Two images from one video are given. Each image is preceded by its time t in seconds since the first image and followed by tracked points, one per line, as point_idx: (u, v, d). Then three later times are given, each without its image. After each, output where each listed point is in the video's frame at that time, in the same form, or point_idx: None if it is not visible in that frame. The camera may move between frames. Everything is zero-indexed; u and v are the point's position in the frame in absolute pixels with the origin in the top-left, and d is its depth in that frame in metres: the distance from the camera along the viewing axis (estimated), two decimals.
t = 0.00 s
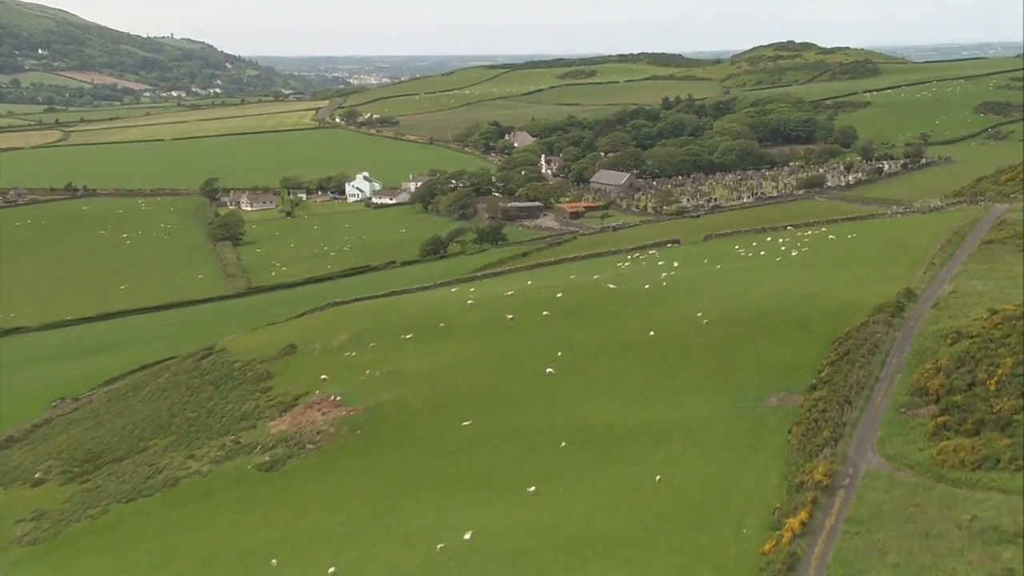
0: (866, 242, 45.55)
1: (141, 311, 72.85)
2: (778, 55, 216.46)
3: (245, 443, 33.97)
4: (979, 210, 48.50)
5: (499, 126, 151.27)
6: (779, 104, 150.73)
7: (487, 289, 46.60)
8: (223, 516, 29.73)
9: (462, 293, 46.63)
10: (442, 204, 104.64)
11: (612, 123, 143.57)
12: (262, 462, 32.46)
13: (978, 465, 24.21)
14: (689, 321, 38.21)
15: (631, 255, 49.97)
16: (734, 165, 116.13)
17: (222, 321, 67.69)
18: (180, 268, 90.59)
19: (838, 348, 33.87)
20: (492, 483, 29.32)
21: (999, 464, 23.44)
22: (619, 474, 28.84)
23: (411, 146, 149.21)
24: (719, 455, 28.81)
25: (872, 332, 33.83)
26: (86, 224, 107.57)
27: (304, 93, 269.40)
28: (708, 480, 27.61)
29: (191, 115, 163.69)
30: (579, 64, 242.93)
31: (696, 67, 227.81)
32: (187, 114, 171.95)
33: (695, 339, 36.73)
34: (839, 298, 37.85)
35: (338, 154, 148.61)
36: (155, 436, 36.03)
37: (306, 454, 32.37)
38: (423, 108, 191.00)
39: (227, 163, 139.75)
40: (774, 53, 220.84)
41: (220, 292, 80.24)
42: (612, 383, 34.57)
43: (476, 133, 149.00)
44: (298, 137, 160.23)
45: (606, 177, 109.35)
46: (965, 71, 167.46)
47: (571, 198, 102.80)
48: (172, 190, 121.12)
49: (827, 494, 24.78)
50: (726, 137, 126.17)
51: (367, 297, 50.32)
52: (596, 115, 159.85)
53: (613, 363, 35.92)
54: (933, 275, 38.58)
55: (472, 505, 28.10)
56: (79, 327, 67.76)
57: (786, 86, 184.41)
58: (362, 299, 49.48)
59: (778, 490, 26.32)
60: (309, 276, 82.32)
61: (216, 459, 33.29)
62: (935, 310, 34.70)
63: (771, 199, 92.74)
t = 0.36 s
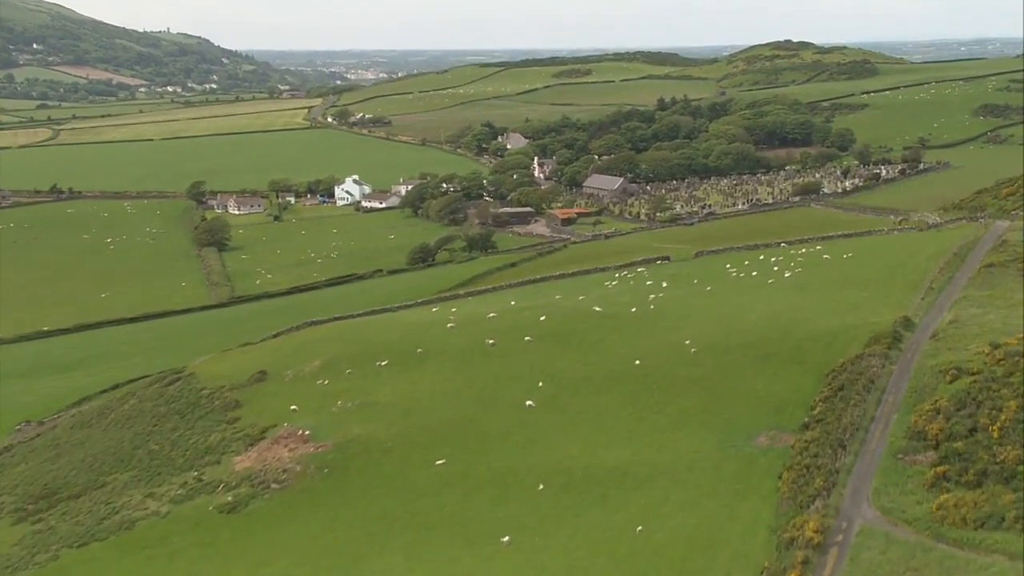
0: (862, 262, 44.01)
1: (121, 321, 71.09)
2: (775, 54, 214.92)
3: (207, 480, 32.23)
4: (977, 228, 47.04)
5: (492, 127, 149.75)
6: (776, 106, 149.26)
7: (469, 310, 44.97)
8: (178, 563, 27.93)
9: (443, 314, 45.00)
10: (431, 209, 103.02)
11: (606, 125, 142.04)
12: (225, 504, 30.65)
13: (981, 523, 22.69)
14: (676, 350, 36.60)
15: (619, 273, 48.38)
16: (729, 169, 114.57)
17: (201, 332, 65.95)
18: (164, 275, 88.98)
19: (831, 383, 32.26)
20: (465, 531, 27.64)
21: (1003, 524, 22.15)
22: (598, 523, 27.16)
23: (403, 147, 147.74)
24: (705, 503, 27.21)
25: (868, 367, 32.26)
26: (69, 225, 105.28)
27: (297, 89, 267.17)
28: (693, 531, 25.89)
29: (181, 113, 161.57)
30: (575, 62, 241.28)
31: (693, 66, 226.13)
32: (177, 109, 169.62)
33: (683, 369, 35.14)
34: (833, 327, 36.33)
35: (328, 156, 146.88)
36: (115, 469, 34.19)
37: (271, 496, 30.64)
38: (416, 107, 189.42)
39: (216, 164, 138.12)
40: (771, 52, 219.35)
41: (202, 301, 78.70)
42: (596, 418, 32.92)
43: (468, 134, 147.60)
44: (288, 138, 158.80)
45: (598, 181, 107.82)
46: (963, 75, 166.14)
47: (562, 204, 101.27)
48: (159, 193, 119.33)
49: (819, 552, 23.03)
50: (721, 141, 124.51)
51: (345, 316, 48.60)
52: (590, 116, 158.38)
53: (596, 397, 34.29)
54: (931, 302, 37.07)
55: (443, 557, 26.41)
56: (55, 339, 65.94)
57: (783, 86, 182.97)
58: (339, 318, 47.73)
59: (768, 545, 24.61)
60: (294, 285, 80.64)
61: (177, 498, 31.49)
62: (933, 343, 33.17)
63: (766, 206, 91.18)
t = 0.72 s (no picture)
0: (857, 283, 42.50)
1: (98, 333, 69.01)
2: (772, 53, 213.50)
3: (165, 522, 30.15)
4: (975, 248, 45.62)
5: (485, 128, 148.15)
6: (772, 107, 147.72)
7: (449, 333, 43.32)
8: None
9: (422, 337, 43.36)
10: (420, 214, 101.36)
11: (600, 126, 140.45)
12: (181, 548, 28.45)
13: None
14: (662, 382, 35.00)
15: (606, 294, 46.80)
16: (725, 173, 112.92)
17: (179, 344, 64.05)
18: (146, 283, 87.21)
19: (824, 421, 30.61)
20: None
21: None
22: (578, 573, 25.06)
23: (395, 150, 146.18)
24: (691, 554, 25.42)
25: (863, 404, 30.64)
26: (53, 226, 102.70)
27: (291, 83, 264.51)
28: None
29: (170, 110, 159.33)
30: (570, 61, 239.70)
31: (689, 65, 224.72)
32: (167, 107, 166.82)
33: (669, 404, 33.48)
34: (826, 359, 34.78)
35: (319, 158, 144.99)
36: (68, 508, 32.07)
37: (230, 542, 28.62)
38: (409, 107, 187.73)
39: (205, 166, 136.30)
40: (767, 51, 217.98)
41: (183, 310, 77.00)
42: (578, 459, 31.16)
43: (461, 136, 146.09)
44: (279, 140, 157.06)
45: (591, 186, 106.20)
46: (961, 77, 164.81)
47: (554, 210, 99.68)
48: (146, 194, 117.23)
49: None
50: (717, 145, 122.82)
51: (321, 337, 46.87)
52: (584, 117, 156.90)
53: (578, 433, 32.68)
54: (928, 332, 35.59)
55: None
56: (28, 350, 63.77)
57: (779, 87, 181.54)
58: (314, 340, 46.02)
59: None
60: (279, 295, 78.87)
61: (131, 540, 29.39)
62: (929, 382, 31.64)
63: (761, 214, 89.54)
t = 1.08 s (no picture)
0: (852, 307, 40.81)
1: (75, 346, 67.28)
2: (769, 52, 211.97)
3: (118, 570, 27.83)
4: (975, 269, 43.94)
5: (478, 129, 146.57)
6: (768, 108, 146.20)
7: (427, 358, 41.57)
8: None
9: (400, 361, 41.58)
10: (410, 219, 99.80)
11: (594, 128, 138.89)
12: None
13: None
14: (648, 417, 33.22)
15: (593, 315, 45.12)
16: (720, 177, 111.35)
17: (156, 356, 62.06)
18: (128, 290, 85.55)
19: (818, 464, 28.81)
20: None
21: None
22: None
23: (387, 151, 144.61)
24: None
25: (858, 445, 28.93)
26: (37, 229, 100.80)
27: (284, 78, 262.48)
28: None
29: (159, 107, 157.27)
30: (566, 59, 238.14)
31: (685, 64, 223.31)
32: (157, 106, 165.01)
33: (654, 441, 31.77)
34: (821, 394, 33.07)
35: (311, 159, 143.33)
36: (17, 553, 29.90)
37: None
38: (403, 106, 186.18)
39: (195, 167, 134.65)
40: (765, 49, 216.46)
41: (164, 319, 75.38)
42: (556, 501, 29.32)
43: (454, 137, 144.54)
44: (270, 140, 155.38)
45: (584, 191, 104.64)
46: (960, 78, 163.20)
47: (545, 217, 98.14)
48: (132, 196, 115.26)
49: None
50: (712, 148, 121.24)
51: (296, 360, 45.08)
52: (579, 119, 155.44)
53: (557, 473, 30.93)
54: (927, 364, 33.92)
55: None
56: (0, 364, 61.79)
57: (776, 87, 180.05)
58: (289, 363, 44.18)
59: None
60: (262, 305, 77.09)
61: None
62: (927, 421, 29.96)
63: (756, 221, 87.86)
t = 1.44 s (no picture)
0: (848, 333, 39.18)
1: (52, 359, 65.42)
2: (768, 51, 210.34)
3: None
4: (976, 291, 42.27)
5: (473, 130, 144.97)
6: (766, 109, 144.54)
7: (405, 385, 39.75)
8: None
9: (377, 388, 39.81)
10: (399, 225, 98.17)
11: (590, 130, 137.23)
12: None
13: None
14: (633, 456, 31.45)
15: (579, 339, 43.40)
16: (717, 181, 109.93)
17: (135, 369, 59.95)
18: (111, 297, 83.81)
19: (811, 512, 26.85)
20: None
21: None
22: None
23: (380, 153, 143.03)
24: None
25: (855, 494, 27.11)
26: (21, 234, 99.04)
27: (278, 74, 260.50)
28: None
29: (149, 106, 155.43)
30: (563, 57, 236.41)
31: (683, 63, 221.56)
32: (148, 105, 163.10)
33: (640, 484, 29.88)
34: (816, 431, 31.28)
35: (303, 160, 141.73)
36: None
37: None
38: (398, 106, 184.54)
39: (185, 169, 132.92)
40: (763, 48, 214.78)
41: (146, 330, 73.76)
42: (533, 548, 27.24)
43: (447, 139, 143.00)
44: (263, 140, 153.70)
45: (578, 197, 103.04)
46: (960, 79, 161.48)
47: (538, 223, 96.52)
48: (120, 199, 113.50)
49: None
50: (709, 151, 119.64)
51: (270, 385, 43.17)
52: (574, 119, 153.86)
53: (536, 517, 28.89)
54: (927, 399, 32.17)
55: None
56: None
57: (774, 87, 178.52)
58: (262, 388, 42.28)
59: None
60: (247, 315, 75.31)
61: None
62: (927, 465, 28.21)
63: (753, 229, 86.26)
